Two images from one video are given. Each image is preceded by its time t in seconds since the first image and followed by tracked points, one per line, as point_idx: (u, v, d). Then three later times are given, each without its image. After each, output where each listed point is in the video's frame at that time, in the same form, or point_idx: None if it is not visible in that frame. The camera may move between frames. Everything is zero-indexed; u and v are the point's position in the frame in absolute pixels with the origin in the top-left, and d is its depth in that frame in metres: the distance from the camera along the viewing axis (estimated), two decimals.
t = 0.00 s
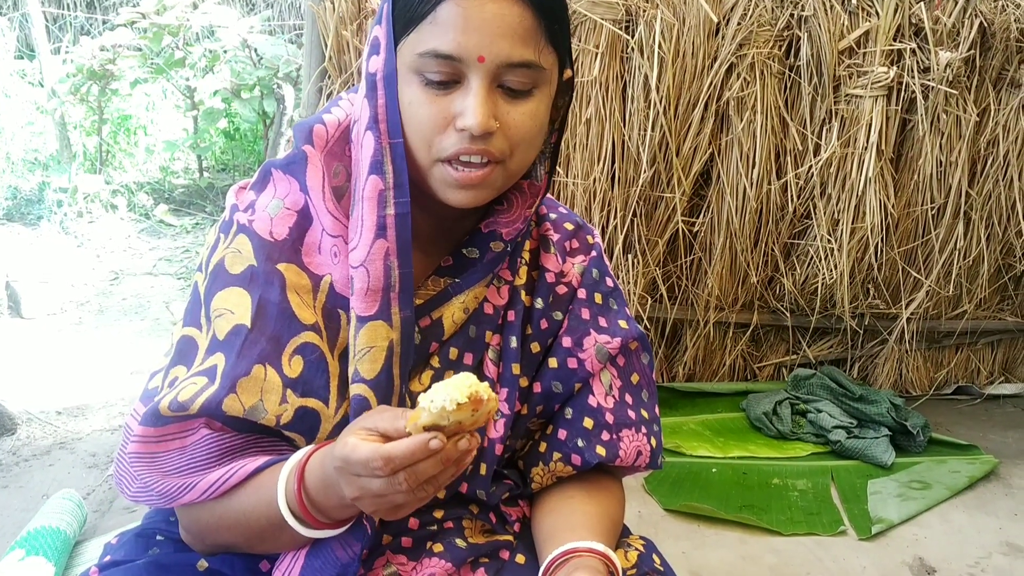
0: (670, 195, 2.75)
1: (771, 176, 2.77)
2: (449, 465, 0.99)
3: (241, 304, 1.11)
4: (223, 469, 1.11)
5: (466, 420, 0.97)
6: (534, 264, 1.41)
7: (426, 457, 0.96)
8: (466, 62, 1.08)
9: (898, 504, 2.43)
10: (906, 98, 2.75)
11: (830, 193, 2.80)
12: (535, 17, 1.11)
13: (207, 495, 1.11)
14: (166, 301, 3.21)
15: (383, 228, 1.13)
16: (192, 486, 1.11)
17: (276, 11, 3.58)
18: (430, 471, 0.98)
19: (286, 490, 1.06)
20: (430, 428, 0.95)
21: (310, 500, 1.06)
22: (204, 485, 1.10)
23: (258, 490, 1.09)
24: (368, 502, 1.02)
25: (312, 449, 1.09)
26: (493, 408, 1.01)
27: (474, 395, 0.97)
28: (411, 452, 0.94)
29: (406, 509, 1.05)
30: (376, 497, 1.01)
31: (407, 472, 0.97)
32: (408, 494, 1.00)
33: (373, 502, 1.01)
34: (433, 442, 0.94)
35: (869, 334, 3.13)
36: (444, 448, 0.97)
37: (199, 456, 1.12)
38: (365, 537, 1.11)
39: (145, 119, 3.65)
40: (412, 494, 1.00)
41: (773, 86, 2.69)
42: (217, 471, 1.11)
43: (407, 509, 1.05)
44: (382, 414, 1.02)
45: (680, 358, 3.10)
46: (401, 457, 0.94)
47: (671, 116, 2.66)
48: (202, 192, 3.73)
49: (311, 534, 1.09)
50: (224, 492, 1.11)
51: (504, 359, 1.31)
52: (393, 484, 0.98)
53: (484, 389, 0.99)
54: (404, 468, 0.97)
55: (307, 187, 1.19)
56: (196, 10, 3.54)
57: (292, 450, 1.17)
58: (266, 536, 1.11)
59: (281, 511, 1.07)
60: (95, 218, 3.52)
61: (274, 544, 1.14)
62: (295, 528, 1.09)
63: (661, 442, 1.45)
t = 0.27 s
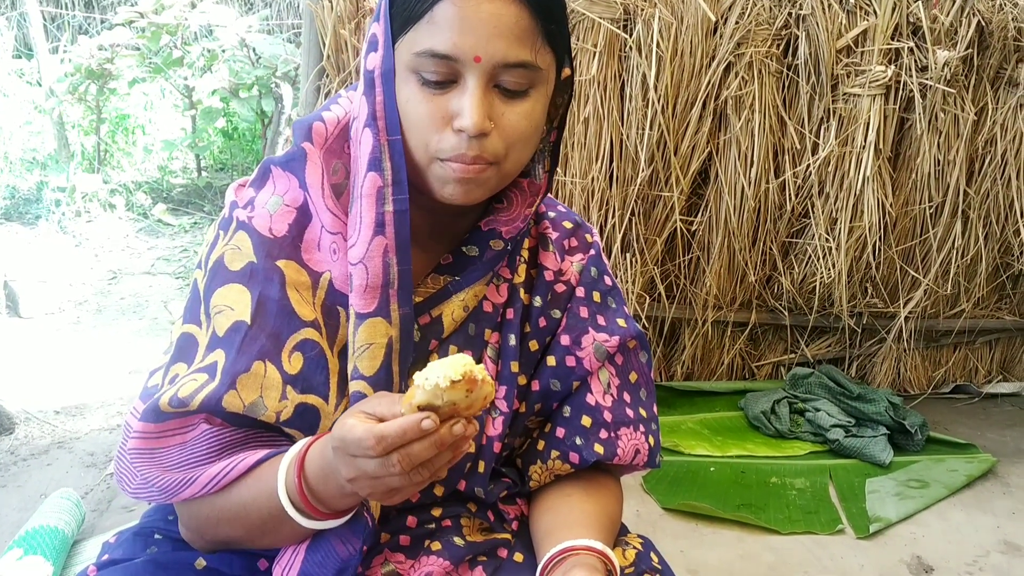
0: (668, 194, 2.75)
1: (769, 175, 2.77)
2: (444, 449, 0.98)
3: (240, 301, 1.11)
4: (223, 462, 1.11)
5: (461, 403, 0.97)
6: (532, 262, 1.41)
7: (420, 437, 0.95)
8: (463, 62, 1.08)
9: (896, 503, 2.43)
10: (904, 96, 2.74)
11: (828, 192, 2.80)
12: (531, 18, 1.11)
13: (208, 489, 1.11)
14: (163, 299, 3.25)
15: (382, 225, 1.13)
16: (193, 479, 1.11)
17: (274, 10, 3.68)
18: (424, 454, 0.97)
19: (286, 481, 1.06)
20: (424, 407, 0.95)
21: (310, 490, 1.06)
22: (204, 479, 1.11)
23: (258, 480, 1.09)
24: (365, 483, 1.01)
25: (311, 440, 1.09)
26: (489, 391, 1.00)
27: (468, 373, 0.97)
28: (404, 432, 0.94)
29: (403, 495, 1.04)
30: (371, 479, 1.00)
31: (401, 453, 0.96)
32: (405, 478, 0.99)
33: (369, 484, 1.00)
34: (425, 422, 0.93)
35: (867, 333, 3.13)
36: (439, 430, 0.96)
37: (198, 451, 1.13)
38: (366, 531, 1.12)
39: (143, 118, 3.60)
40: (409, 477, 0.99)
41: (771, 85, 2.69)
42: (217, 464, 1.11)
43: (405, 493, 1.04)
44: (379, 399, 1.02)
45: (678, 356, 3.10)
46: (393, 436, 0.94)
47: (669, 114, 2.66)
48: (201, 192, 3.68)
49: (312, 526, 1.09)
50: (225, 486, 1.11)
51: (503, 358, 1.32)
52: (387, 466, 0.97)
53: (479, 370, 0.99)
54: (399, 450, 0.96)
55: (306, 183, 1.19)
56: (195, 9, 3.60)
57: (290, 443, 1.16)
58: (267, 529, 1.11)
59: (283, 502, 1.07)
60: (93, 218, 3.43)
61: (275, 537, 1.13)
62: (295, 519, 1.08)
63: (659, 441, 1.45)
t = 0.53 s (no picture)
0: (667, 194, 2.76)
1: (767, 174, 2.78)
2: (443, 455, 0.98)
3: (238, 303, 1.11)
4: (224, 465, 1.12)
5: (463, 409, 0.97)
6: (530, 262, 1.41)
7: (420, 440, 0.95)
8: (465, 66, 1.08)
9: (894, 502, 2.44)
10: (902, 96, 2.75)
11: (826, 192, 2.80)
12: (535, 24, 1.11)
13: (208, 491, 1.11)
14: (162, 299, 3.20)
15: (381, 227, 1.13)
16: (193, 483, 1.11)
17: (273, 9, 3.60)
18: (423, 459, 0.97)
19: (286, 484, 1.07)
20: (426, 410, 0.96)
21: (311, 493, 1.07)
22: (204, 481, 1.11)
23: (258, 480, 1.10)
24: (363, 485, 1.01)
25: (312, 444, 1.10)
26: (491, 400, 1.01)
27: (471, 379, 0.98)
28: (404, 434, 0.94)
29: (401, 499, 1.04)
30: (370, 481, 1.00)
31: (400, 456, 0.96)
32: (403, 481, 0.99)
33: (367, 485, 1.00)
34: (426, 425, 0.94)
35: (865, 332, 3.14)
36: (439, 434, 0.96)
37: (198, 454, 1.12)
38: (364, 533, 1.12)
39: (142, 118, 3.65)
40: (407, 481, 0.99)
41: (770, 85, 2.70)
42: (217, 467, 1.12)
43: (402, 498, 1.04)
44: (383, 402, 1.03)
45: (677, 356, 3.11)
46: (394, 437, 0.94)
47: (667, 114, 2.66)
48: (200, 191, 3.68)
49: (310, 529, 1.10)
50: (225, 488, 1.11)
51: (501, 358, 1.32)
52: (386, 468, 0.97)
53: (481, 377, 1.00)
54: (399, 452, 0.96)
55: (304, 185, 1.20)
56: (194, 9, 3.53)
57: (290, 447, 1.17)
58: (266, 532, 1.11)
59: (282, 505, 1.07)
60: (91, 217, 3.48)
61: (274, 540, 1.14)
62: (294, 522, 1.09)
63: (657, 440, 1.46)
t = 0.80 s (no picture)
0: (667, 195, 2.76)
1: (768, 176, 2.78)
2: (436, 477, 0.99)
3: (234, 307, 1.12)
4: (223, 472, 1.12)
5: (460, 430, 0.98)
6: (530, 264, 1.42)
7: (415, 457, 0.96)
8: (460, 64, 1.09)
9: (894, 503, 2.44)
10: (902, 97, 2.75)
11: (827, 193, 2.80)
12: (533, 25, 1.12)
13: (207, 497, 1.11)
14: (162, 299, 3.23)
15: (377, 224, 1.14)
16: (191, 489, 1.12)
17: (273, 10, 3.64)
18: (416, 478, 0.97)
19: (283, 498, 1.08)
20: (424, 428, 0.97)
21: (307, 508, 1.08)
22: (203, 488, 1.11)
23: (257, 489, 1.11)
24: (355, 498, 1.02)
25: (311, 455, 1.11)
26: (488, 427, 1.03)
27: (471, 403, 1.01)
28: (400, 451, 0.95)
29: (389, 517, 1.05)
30: (362, 495, 1.00)
31: (393, 472, 0.96)
32: (394, 498, 1.00)
33: (358, 499, 1.01)
34: (423, 443, 0.94)
35: (865, 334, 3.14)
36: (434, 455, 0.97)
37: (196, 459, 1.13)
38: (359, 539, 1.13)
39: (142, 119, 3.61)
40: (398, 498, 1.00)
41: (770, 86, 2.70)
42: (216, 474, 1.12)
43: (392, 515, 1.04)
44: (383, 418, 1.03)
45: (677, 357, 3.11)
46: (390, 452, 0.95)
47: (668, 115, 2.66)
48: (200, 192, 3.65)
49: (305, 539, 1.10)
50: (223, 495, 1.12)
51: (501, 360, 1.32)
52: (379, 482, 0.97)
53: (480, 403, 1.03)
54: (392, 468, 0.97)
55: (303, 188, 1.20)
56: (194, 10, 3.61)
57: (289, 455, 1.19)
58: (263, 539, 1.12)
59: (278, 517, 1.08)
60: (91, 218, 3.45)
61: (271, 547, 1.14)
62: (289, 533, 1.10)
63: (657, 442, 1.47)
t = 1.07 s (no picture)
0: (669, 200, 2.76)
1: (770, 181, 2.78)
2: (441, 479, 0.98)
3: (235, 314, 1.12)
4: (226, 478, 1.12)
5: (468, 433, 0.98)
6: (531, 270, 1.41)
7: (422, 455, 0.96)
8: (459, 68, 1.09)
9: (896, 509, 2.43)
10: (904, 103, 2.75)
11: (829, 199, 2.80)
12: (531, 27, 1.12)
13: (211, 503, 1.11)
14: (164, 303, 3.24)
15: (376, 230, 1.14)
16: (195, 494, 1.12)
17: (276, 14, 3.47)
18: (421, 477, 0.96)
19: (287, 503, 1.08)
20: (432, 427, 0.98)
21: (311, 514, 1.08)
22: (207, 494, 1.11)
23: (259, 496, 1.11)
24: (357, 495, 1.00)
25: (316, 462, 1.11)
26: (495, 432, 1.02)
27: (481, 404, 1.01)
28: (408, 447, 0.94)
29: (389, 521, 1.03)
30: (365, 492, 0.99)
31: (398, 469, 0.96)
32: (396, 497, 0.98)
33: (361, 496, 0.99)
34: (430, 442, 0.94)
35: (867, 339, 3.14)
36: (440, 455, 0.97)
37: (199, 465, 1.12)
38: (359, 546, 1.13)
39: (145, 123, 3.61)
40: (401, 497, 0.98)
41: (772, 92, 2.70)
42: (219, 479, 1.12)
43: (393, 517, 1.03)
44: (393, 421, 1.03)
45: (679, 362, 3.11)
46: (396, 448, 0.95)
47: (670, 120, 2.67)
48: (202, 196, 3.69)
49: (307, 546, 1.10)
50: (226, 501, 1.12)
51: (502, 366, 1.32)
52: (382, 479, 0.96)
53: (490, 406, 1.02)
54: (398, 464, 0.96)
55: (304, 194, 1.20)
56: (198, 14, 3.55)
57: (291, 460, 1.19)
58: (264, 546, 1.12)
59: (280, 522, 1.08)
60: (94, 221, 3.50)
61: (272, 553, 1.14)
62: (291, 539, 1.10)
63: (659, 447, 1.46)
